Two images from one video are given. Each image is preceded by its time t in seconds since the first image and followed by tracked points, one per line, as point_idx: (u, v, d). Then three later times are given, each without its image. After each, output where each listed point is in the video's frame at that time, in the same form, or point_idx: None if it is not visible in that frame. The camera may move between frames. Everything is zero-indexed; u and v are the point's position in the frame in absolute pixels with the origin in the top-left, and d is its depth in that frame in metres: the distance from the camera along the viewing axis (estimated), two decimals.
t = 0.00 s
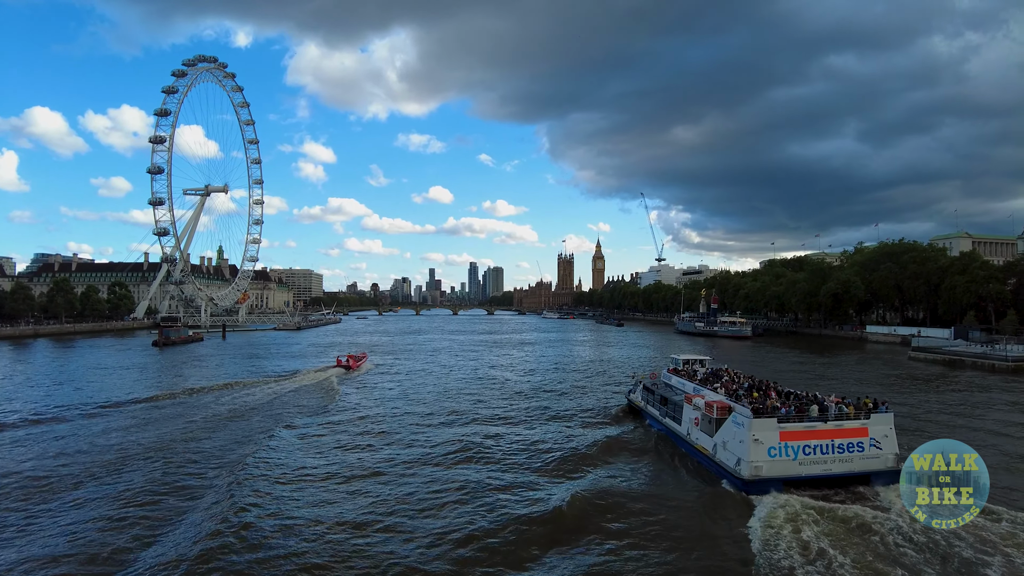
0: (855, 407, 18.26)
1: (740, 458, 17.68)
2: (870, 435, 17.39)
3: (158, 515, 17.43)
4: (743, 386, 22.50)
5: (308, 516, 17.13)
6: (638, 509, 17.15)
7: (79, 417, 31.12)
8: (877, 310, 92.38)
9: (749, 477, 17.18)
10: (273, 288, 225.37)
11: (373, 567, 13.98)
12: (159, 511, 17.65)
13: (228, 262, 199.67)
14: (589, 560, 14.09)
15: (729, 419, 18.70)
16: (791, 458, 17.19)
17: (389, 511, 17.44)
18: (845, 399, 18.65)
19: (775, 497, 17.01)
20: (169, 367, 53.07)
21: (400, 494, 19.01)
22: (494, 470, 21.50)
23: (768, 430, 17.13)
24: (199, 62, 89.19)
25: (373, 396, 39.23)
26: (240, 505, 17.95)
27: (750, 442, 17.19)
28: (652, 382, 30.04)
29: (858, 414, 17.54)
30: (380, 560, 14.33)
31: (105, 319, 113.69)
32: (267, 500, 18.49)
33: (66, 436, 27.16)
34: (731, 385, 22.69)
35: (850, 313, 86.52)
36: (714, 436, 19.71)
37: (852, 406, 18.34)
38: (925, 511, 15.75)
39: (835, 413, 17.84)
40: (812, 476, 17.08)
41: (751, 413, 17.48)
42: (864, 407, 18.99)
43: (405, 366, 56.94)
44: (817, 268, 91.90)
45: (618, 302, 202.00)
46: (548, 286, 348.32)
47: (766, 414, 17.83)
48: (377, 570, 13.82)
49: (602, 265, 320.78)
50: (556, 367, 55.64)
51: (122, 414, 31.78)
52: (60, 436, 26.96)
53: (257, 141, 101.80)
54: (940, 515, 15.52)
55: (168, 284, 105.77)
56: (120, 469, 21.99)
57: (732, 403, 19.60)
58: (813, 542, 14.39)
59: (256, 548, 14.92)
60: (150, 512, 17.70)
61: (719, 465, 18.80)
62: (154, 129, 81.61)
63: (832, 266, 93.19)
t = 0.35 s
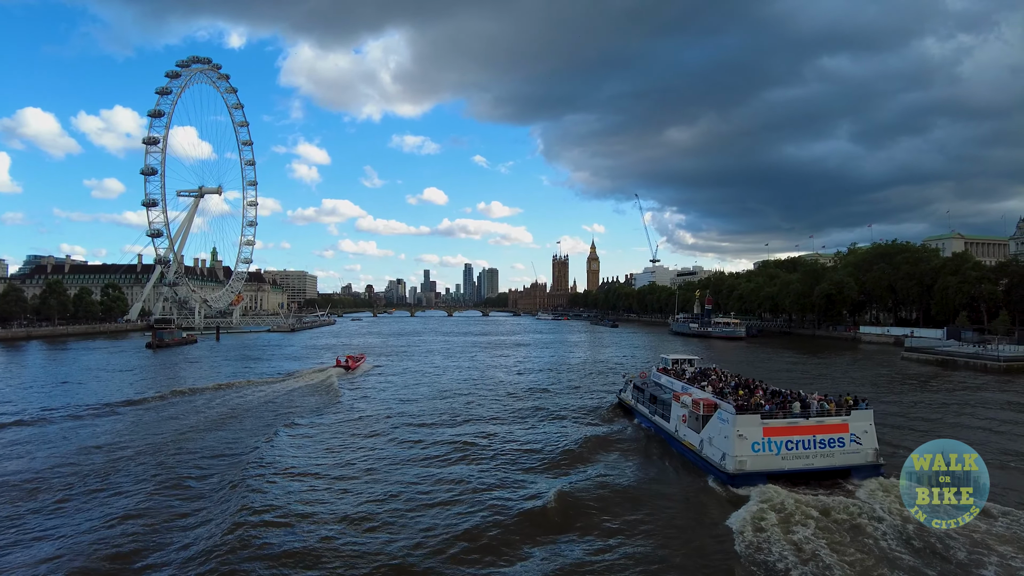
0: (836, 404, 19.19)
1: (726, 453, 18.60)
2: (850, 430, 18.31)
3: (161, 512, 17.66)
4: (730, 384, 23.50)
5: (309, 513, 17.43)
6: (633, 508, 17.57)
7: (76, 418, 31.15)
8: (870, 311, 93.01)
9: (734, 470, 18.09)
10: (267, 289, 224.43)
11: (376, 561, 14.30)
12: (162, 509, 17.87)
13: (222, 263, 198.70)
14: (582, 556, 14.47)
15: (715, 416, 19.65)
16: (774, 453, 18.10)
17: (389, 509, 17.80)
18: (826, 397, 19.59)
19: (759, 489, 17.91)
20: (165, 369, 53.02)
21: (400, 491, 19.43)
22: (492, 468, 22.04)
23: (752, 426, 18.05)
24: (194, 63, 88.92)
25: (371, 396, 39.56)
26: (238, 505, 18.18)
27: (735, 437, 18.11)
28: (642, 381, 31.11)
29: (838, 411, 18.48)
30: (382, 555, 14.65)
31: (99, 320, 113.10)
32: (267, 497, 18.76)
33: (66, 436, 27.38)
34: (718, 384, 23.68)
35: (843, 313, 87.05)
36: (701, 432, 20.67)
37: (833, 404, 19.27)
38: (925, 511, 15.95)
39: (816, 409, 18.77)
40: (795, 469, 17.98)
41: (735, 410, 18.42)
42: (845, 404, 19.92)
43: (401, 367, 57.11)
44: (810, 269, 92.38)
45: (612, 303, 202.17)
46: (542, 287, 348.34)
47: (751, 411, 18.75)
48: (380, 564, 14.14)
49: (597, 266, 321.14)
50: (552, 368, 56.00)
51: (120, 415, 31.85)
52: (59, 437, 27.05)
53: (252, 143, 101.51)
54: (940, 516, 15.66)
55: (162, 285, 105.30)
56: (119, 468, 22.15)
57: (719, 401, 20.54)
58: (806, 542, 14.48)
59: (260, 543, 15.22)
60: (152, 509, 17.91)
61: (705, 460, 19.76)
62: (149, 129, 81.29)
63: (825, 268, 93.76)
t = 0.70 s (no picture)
0: (820, 401, 19.91)
1: (712, 448, 19.43)
2: (832, 427, 19.00)
3: (161, 509, 17.78)
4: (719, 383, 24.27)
5: (310, 510, 17.62)
6: (629, 507, 17.78)
7: (74, 418, 31.14)
8: (865, 311, 93.49)
9: (720, 465, 18.90)
10: (263, 290, 223.70)
11: (377, 557, 14.52)
12: (162, 507, 17.97)
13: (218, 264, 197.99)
14: (579, 552, 14.71)
15: (702, 413, 20.47)
16: (759, 448, 18.88)
17: (390, 505, 18.08)
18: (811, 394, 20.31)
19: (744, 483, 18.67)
20: (161, 369, 52.92)
21: (401, 488, 19.76)
22: (488, 465, 22.41)
23: (737, 422, 18.88)
24: (190, 63, 88.66)
25: (368, 397, 39.74)
26: (237, 502, 18.34)
27: (721, 433, 18.94)
28: (633, 381, 31.69)
29: (821, 408, 19.19)
30: (381, 552, 14.83)
31: (94, 322, 112.63)
32: (267, 496, 18.89)
33: (64, 436, 27.46)
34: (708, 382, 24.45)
35: (838, 314, 87.40)
36: (689, 429, 21.50)
37: (817, 401, 19.98)
38: (925, 511, 15.96)
39: (800, 407, 19.51)
40: (779, 464, 18.76)
41: (721, 406, 19.27)
42: (828, 402, 20.66)
43: (398, 368, 57.14)
44: (805, 270, 92.77)
45: (608, 304, 202.34)
46: (538, 288, 348.43)
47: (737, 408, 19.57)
48: (380, 560, 14.36)
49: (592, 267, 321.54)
50: (548, 369, 56.20)
51: (118, 416, 31.87)
52: (56, 437, 27.06)
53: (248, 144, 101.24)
54: (939, 515, 15.69)
55: (157, 286, 104.93)
56: (120, 467, 22.27)
57: (707, 398, 21.35)
58: (802, 544, 14.49)
59: (260, 540, 15.39)
60: (152, 507, 18.02)
61: (693, 455, 20.58)
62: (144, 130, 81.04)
63: (820, 268, 94.21)
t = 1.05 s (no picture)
0: (792, 398, 20.81)
1: (688, 443, 20.11)
2: (804, 422, 19.89)
3: (146, 508, 17.64)
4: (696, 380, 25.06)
5: (299, 507, 17.65)
6: (615, 502, 18.08)
7: (56, 419, 30.61)
8: (847, 312, 94.86)
9: (696, 458, 19.56)
10: (247, 289, 220.92)
11: (367, 553, 14.65)
12: (147, 505, 17.83)
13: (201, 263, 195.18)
14: (567, 545, 14.95)
15: (679, 408, 21.17)
16: (734, 443, 19.62)
17: (379, 502, 18.20)
18: (783, 391, 21.20)
19: (719, 475, 19.36)
20: (143, 370, 52.06)
21: (390, 484, 19.90)
22: (473, 461, 22.68)
23: (713, 417, 19.61)
24: (173, 60, 87.29)
25: (355, 396, 39.60)
26: (224, 501, 18.29)
27: (697, 427, 19.62)
28: (615, 378, 32.09)
29: (793, 404, 20.07)
30: (371, 548, 14.95)
31: (74, 321, 110.49)
32: (254, 494, 18.87)
33: (46, 436, 27.06)
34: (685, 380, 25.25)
35: (821, 314, 88.56)
36: (667, 424, 22.18)
37: (789, 397, 20.89)
38: (926, 512, 15.96)
39: (773, 403, 20.38)
40: (753, 458, 19.50)
41: (696, 402, 20.01)
42: (800, 399, 21.57)
43: (385, 368, 56.87)
44: (789, 270, 93.83)
45: (594, 304, 203.01)
46: (524, 288, 348.57)
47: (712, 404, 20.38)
48: (370, 556, 14.45)
49: (579, 267, 322.44)
50: (534, 368, 56.35)
51: (100, 416, 31.40)
52: (37, 437, 26.61)
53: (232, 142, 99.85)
54: (940, 516, 15.68)
55: (140, 285, 103.22)
56: (104, 467, 22.03)
57: (684, 395, 22.13)
58: (786, 544, 14.47)
59: (249, 538, 15.39)
60: (137, 506, 17.89)
61: (670, 449, 21.21)
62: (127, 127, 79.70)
63: (803, 269, 95.38)
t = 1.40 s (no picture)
0: (755, 392, 21.46)
1: (655, 435, 20.63)
2: (766, 415, 20.49)
3: (118, 509, 17.11)
4: (664, 376, 25.65)
5: (278, 506, 17.34)
6: (590, 496, 18.23)
7: (19, 420, 29.49)
8: (818, 310, 96.96)
9: (661, 450, 20.09)
10: (219, 288, 215.82)
11: (340, 550, 14.49)
12: (119, 506, 17.31)
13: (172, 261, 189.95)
14: (544, 539, 14.99)
15: (646, 402, 21.71)
16: (698, 435, 20.17)
17: (360, 499, 18.04)
18: (747, 386, 21.84)
19: (684, 467, 19.91)
20: (111, 369, 50.44)
21: (369, 482, 19.73)
22: (446, 457, 22.70)
23: (678, 410, 20.15)
24: (144, 54, 84.57)
25: (331, 394, 39.04)
26: (196, 501, 17.87)
27: (662, 420, 20.14)
28: (587, 375, 32.30)
29: (756, 398, 20.69)
30: (354, 545, 14.78)
31: (38, 320, 106.47)
32: (230, 494, 18.42)
33: (8, 437, 26.05)
34: (654, 376, 25.80)
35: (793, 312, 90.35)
36: (634, 418, 22.71)
37: (753, 392, 21.51)
38: (926, 512, 15.84)
39: (737, 397, 20.97)
40: (717, 450, 20.07)
41: (662, 396, 20.53)
42: (764, 393, 22.20)
43: (361, 367, 56.15)
44: (762, 269, 95.43)
45: (570, 302, 203.92)
46: (501, 287, 348.36)
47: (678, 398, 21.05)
48: (353, 553, 14.32)
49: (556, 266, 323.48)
50: (511, 366, 56.33)
51: (66, 416, 30.36)
52: None
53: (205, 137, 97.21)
54: (939, 516, 15.55)
55: (108, 283, 100.05)
56: (68, 468, 21.30)
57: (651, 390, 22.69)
58: (760, 541, 14.38)
59: (226, 538, 15.08)
60: (106, 508, 17.30)
61: (638, 441, 21.74)
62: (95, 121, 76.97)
63: (776, 268, 97.24)
